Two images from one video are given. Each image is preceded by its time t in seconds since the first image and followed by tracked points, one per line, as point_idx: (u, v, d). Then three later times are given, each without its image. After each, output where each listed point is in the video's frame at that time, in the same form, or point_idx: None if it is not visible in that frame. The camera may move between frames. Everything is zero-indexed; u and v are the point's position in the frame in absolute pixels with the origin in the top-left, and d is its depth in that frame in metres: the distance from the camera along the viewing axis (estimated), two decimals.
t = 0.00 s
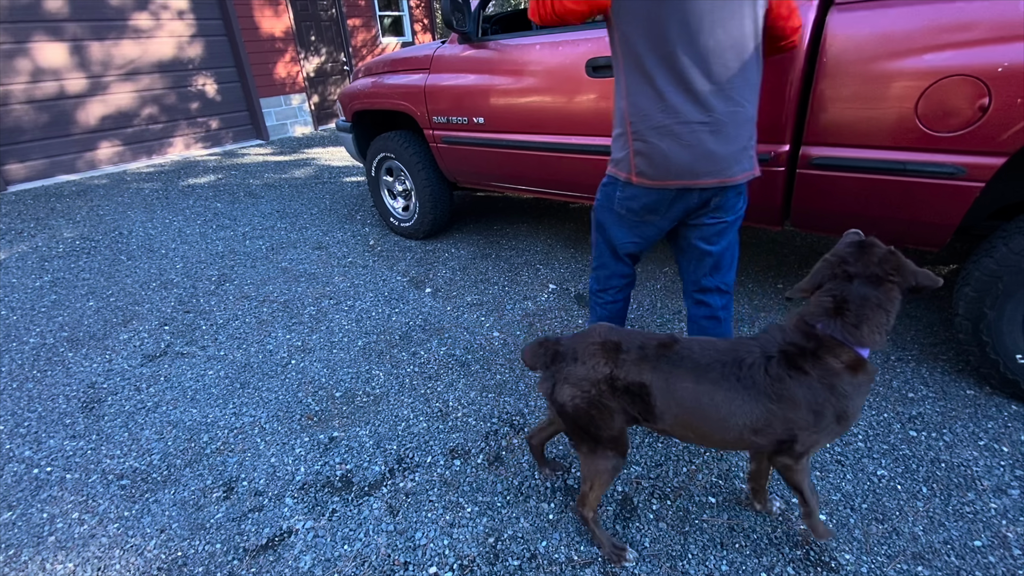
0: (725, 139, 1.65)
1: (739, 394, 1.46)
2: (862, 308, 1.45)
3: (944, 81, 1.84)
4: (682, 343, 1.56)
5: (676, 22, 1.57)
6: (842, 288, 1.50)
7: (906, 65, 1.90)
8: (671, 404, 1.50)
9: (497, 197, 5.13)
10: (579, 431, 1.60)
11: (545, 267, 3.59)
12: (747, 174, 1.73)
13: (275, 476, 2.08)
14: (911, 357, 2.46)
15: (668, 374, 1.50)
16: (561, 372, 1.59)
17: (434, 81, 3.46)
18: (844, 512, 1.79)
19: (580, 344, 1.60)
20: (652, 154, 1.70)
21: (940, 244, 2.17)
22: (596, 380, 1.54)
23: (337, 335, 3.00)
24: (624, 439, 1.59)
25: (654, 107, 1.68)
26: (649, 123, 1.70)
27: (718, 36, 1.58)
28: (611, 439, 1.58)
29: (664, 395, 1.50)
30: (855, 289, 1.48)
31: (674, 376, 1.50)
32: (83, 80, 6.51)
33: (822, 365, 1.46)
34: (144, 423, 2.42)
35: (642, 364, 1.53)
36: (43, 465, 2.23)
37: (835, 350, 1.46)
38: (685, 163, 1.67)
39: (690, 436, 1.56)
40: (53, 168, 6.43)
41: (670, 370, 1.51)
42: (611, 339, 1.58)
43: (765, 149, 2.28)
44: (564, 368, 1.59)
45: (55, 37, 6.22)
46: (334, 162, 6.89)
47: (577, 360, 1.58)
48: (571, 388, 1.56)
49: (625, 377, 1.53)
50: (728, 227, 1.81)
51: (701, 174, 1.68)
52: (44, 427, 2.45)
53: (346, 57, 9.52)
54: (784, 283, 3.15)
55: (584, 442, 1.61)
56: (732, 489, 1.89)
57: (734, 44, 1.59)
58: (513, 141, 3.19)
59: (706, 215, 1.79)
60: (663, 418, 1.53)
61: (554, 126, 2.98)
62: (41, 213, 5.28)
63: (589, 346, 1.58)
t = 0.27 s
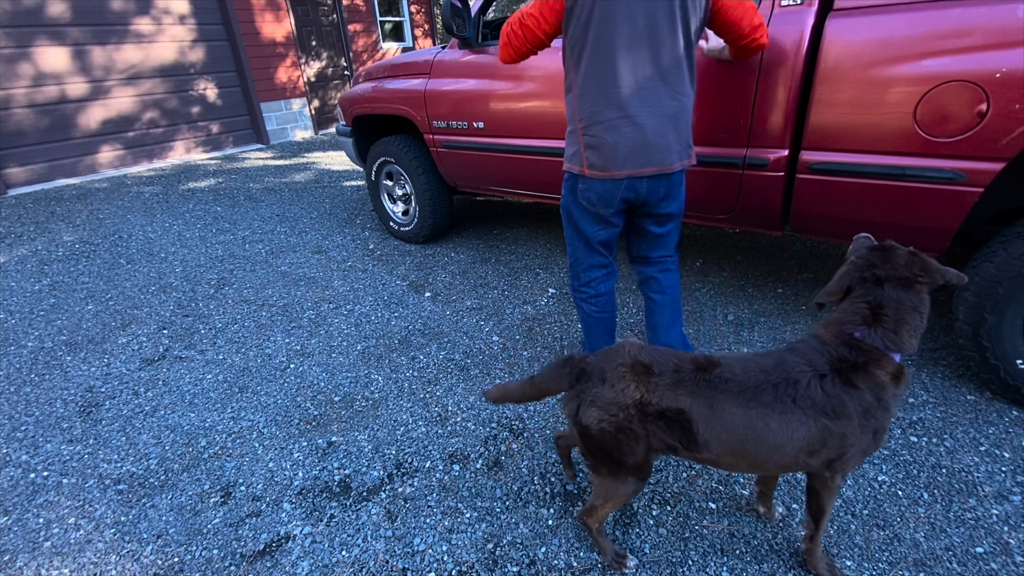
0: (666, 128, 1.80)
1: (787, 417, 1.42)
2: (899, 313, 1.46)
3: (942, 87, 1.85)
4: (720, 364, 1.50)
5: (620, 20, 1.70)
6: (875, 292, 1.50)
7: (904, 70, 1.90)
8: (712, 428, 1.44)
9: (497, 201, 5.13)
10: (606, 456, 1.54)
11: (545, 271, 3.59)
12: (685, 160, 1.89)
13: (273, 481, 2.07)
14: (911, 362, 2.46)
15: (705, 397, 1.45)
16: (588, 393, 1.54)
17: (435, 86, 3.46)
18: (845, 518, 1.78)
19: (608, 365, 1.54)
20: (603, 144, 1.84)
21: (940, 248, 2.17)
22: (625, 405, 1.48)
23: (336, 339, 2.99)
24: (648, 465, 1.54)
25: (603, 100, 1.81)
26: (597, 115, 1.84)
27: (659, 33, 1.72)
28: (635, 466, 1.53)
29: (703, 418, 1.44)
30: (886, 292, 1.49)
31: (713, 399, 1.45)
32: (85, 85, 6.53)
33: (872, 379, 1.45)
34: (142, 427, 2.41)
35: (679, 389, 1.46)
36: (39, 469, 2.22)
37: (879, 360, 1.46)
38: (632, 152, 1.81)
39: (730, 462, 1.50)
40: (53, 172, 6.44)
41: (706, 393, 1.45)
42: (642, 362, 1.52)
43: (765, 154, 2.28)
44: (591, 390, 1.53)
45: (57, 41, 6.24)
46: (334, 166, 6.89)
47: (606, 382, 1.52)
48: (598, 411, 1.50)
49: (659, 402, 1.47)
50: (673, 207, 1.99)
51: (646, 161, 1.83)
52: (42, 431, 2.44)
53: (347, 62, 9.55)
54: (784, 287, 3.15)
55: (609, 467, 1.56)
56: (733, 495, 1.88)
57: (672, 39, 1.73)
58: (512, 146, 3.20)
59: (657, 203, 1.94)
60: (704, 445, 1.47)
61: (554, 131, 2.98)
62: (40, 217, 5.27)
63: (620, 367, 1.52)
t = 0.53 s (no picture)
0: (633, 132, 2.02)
1: (799, 426, 1.41)
2: (896, 317, 1.47)
3: (941, 95, 1.86)
4: (728, 373, 1.50)
5: (586, 39, 1.91)
6: (869, 298, 1.51)
7: (902, 79, 1.92)
8: (723, 439, 1.43)
9: (498, 208, 5.14)
10: (612, 467, 1.52)
11: (546, 277, 3.59)
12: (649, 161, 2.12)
13: (273, 487, 2.07)
14: (912, 369, 2.45)
15: (714, 405, 1.44)
16: (593, 403, 1.53)
17: (437, 93, 3.48)
18: (847, 525, 1.77)
19: (614, 375, 1.54)
20: (577, 150, 2.05)
21: (941, 256, 2.17)
22: (633, 415, 1.47)
23: (337, 344, 2.99)
24: (652, 477, 1.53)
25: (575, 109, 2.02)
26: (571, 123, 2.05)
27: (623, 50, 1.93)
28: (640, 478, 1.52)
29: (714, 429, 1.43)
30: (881, 297, 1.51)
31: (723, 408, 1.44)
32: (89, 91, 6.56)
33: (877, 384, 1.46)
34: (142, 432, 2.40)
35: (689, 399, 1.46)
36: (39, 474, 2.21)
37: (880, 364, 1.48)
38: (602, 156, 2.02)
39: (743, 477, 1.48)
40: (56, 178, 6.47)
41: (715, 402, 1.45)
42: (648, 372, 1.52)
43: (766, 161, 2.29)
44: (597, 400, 1.53)
45: (62, 48, 6.28)
46: (336, 172, 6.92)
47: (612, 392, 1.52)
48: (604, 421, 1.49)
49: (668, 413, 1.46)
50: (634, 200, 2.29)
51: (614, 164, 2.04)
52: (41, 435, 2.44)
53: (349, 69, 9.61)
54: (784, 294, 3.15)
55: (615, 480, 1.54)
56: (735, 502, 1.88)
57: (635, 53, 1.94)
58: (514, 152, 3.21)
59: (627, 198, 2.21)
60: (715, 458, 1.45)
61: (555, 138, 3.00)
62: (43, 222, 5.29)
63: (627, 378, 1.52)
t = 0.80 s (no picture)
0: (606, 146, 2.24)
1: (788, 423, 1.45)
2: (836, 310, 1.58)
3: (937, 109, 1.88)
4: (719, 377, 1.53)
5: (568, 62, 2.13)
6: (811, 296, 1.61)
7: (899, 93, 1.94)
8: (717, 442, 1.45)
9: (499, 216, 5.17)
10: (609, 477, 1.52)
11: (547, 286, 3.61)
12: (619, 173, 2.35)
13: (274, 495, 2.07)
14: (912, 380, 2.46)
15: (707, 409, 1.47)
16: (589, 414, 1.53)
17: (439, 104, 3.52)
18: (847, 536, 1.77)
19: (608, 385, 1.53)
20: (554, 159, 2.25)
21: (939, 267, 2.18)
22: (630, 423, 1.48)
23: (339, 352, 3.00)
24: (648, 484, 1.54)
25: (554, 121, 2.22)
26: (550, 134, 2.24)
27: (600, 74, 2.15)
28: (637, 486, 1.52)
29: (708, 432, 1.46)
30: (822, 294, 1.61)
31: (717, 412, 1.47)
32: (95, 99, 6.63)
33: (842, 372, 1.53)
34: (144, 439, 2.41)
35: (683, 404, 1.48)
36: (41, 480, 2.22)
37: (839, 354, 1.55)
38: (577, 164, 2.23)
39: (734, 477, 1.51)
40: (61, 185, 6.52)
41: (709, 406, 1.47)
42: (642, 379, 1.53)
43: (765, 173, 2.32)
44: (592, 411, 1.53)
45: (69, 57, 6.35)
46: (339, 180, 6.96)
47: (607, 402, 1.51)
48: (601, 432, 1.50)
49: (663, 419, 1.48)
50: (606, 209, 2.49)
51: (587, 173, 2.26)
52: (44, 442, 2.45)
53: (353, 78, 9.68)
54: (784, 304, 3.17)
55: (611, 490, 1.54)
56: (734, 512, 1.88)
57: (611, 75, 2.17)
58: (515, 162, 3.24)
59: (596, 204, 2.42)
60: (712, 461, 1.48)
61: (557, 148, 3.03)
62: (47, 229, 5.33)
63: (621, 386, 1.52)
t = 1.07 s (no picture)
0: (582, 150, 2.44)
1: (765, 406, 1.66)
2: (773, 298, 1.93)
3: (929, 130, 1.94)
4: (709, 381, 1.65)
5: (549, 75, 2.39)
6: (753, 289, 1.95)
7: (892, 114, 2.00)
8: (716, 441, 1.57)
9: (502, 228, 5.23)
10: (621, 496, 1.54)
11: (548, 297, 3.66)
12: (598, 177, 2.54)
13: (279, 503, 2.11)
14: (909, 393, 2.49)
15: (705, 412, 1.57)
16: (597, 438, 1.53)
17: (444, 118, 3.59)
18: (843, 548, 1.79)
19: (611, 406, 1.54)
20: (534, 160, 2.51)
21: (933, 283, 2.23)
22: (639, 440, 1.52)
23: (343, 362, 3.04)
24: (656, 496, 1.58)
25: (536, 126, 2.49)
26: (532, 137, 2.51)
27: (579, 86, 2.40)
28: (646, 499, 1.56)
29: (709, 434, 1.56)
30: (761, 287, 1.95)
31: (716, 414, 1.58)
32: (104, 109, 6.72)
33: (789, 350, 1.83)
34: (151, 447, 2.45)
35: (686, 413, 1.56)
36: (50, 487, 2.26)
37: (782, 334, 1.85)
38: (554, 167, 2.48)
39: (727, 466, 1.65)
40: (69, 193, 6.60)
41: (707, 409, 1.58)
42: (645, 396, 1.56)
43: (762, 189, 2.37)
44: (600, 434, 1.53)
45: (79, 69, 6.45)
46: (343, 190, 7.03)
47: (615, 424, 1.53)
48: (611, 454, 1.51)
49: (670, 430, 1.54)
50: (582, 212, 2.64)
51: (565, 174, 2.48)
52: (53, 449, 2.49)
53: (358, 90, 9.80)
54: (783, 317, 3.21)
55: (622, 507, 1.56)
56: (732, 523, 1.91)
57: (588, 86, 2.40)
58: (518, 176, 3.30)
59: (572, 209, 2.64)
60: (712, 460, 1.59)
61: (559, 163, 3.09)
62: (55, 237, 5.39)
63: (627, 407, 1.54)
